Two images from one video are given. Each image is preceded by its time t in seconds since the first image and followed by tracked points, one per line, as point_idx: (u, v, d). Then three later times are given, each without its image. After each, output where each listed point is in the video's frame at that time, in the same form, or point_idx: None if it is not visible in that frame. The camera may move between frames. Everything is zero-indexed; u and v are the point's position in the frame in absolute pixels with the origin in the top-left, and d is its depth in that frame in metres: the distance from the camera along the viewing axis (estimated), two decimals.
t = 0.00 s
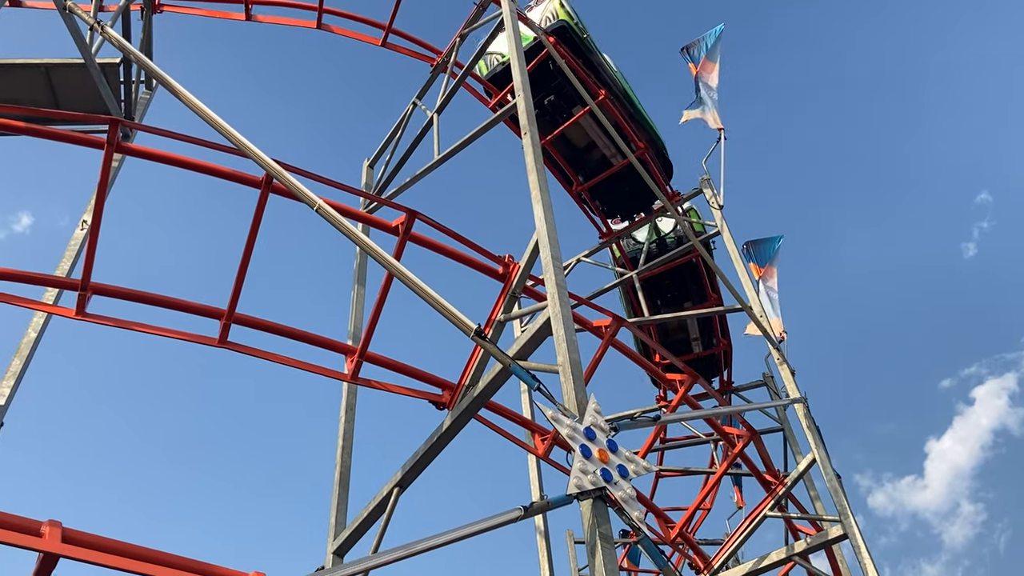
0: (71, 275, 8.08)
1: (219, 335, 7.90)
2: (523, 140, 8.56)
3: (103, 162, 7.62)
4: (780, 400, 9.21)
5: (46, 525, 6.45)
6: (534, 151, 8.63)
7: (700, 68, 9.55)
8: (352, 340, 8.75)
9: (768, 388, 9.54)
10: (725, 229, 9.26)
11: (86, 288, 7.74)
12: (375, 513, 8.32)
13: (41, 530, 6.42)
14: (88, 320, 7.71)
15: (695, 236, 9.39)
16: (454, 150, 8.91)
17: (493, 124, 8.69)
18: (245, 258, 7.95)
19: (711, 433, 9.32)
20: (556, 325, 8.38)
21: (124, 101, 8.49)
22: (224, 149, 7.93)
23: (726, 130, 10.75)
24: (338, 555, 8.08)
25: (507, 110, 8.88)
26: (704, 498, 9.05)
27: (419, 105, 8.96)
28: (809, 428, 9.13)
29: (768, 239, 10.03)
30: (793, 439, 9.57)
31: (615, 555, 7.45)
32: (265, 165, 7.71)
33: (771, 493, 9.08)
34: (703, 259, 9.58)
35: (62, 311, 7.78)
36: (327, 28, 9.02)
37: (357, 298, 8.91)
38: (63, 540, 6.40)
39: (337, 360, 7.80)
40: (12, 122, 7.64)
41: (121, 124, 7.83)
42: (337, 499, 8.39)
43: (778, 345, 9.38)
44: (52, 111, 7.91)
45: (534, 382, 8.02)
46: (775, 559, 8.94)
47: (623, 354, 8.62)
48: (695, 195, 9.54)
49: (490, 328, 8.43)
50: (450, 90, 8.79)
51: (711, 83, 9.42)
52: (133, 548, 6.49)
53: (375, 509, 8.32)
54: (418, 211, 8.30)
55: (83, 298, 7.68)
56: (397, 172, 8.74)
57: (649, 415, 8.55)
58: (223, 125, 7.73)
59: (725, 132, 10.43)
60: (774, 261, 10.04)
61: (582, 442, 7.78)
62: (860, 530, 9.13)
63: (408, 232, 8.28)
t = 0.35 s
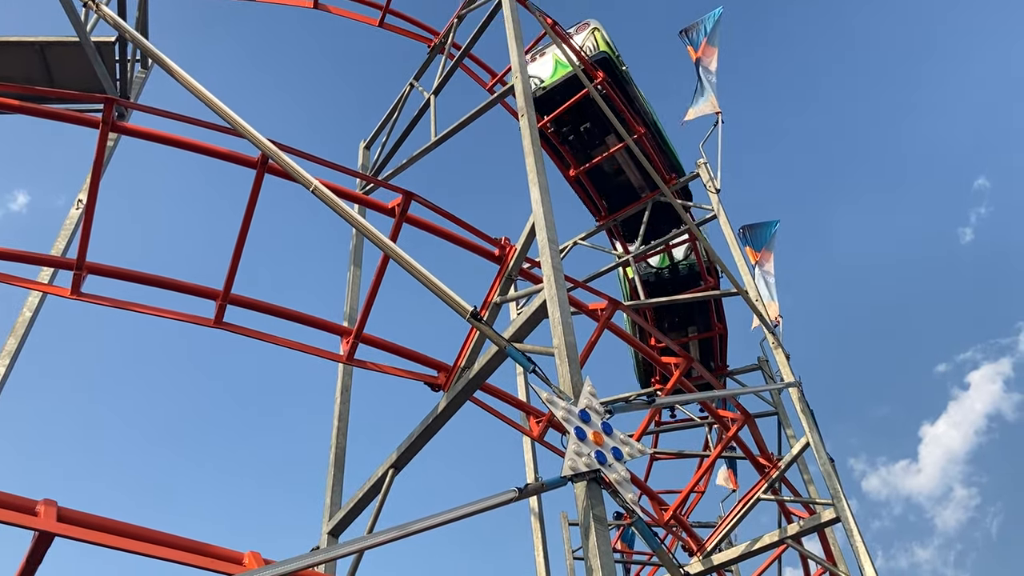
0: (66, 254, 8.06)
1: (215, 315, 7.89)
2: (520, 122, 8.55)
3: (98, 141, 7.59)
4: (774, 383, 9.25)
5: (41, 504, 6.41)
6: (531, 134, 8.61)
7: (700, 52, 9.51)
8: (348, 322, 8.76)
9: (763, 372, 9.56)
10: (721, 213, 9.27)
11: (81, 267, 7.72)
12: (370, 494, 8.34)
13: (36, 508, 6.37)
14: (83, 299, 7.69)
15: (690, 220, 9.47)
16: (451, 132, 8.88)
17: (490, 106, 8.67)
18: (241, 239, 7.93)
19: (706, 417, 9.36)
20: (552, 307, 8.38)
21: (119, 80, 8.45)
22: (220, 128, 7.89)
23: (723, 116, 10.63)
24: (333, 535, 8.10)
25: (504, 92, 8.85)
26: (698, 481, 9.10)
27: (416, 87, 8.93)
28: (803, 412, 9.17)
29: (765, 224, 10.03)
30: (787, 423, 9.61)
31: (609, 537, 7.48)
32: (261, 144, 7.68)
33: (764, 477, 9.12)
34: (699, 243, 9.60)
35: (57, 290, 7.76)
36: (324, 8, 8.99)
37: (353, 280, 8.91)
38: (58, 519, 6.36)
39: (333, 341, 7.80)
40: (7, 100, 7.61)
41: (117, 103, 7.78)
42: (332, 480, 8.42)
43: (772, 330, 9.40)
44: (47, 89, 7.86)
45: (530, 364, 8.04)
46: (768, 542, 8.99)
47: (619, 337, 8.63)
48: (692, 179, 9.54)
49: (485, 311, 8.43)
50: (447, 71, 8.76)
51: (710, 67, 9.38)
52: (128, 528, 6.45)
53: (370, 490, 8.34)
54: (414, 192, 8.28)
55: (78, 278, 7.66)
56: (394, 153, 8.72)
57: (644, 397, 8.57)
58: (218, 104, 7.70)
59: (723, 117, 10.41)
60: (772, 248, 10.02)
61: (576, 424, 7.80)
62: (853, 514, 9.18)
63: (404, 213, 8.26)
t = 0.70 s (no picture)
0: (70, 232, 8.06)
1: (219, 294, 7.91)
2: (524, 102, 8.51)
3: (101, 118, 7.57)
4: (777, 366, 9.24)
5: (47, 479, 6.45)
6: (536, 114, 8.57)
7: (705, 32, 9.44)
8: (351, 302, 8.78)
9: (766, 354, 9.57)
10: (725, 194, 9.25)
11: (85, 246, 7.73)
12: (373, 473, 8.39)
13: (42, 484, 6.42)
14: (87, 277, 7.71)
15: (695, 202, 9.39)
16: (454, 112, 8.84)
17: (494, 86, 8.62)
18: (244, 218, 7.93)
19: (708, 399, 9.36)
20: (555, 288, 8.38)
21: (123, 58, 8.43)
22: (223, 106, 7.87)
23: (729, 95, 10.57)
24: (336, 513, 8.16)
25: (508, 72, 8.79)
26: (699, 462, 9.14)
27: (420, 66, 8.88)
28: (805, 394, 9.19)
29: (768, 206, 10.00)
30: (788, 405, 9.63)
31: (611, 516, 7.53)
32: (264, 123, 7.66)
33: (766, 458, 9.15)
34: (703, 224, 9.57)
35: (61, 268, 7.78)
36: None
37: (356, 260, 8.91)
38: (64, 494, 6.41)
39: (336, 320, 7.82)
40: (10, 78, 7.59)
41: (119, 80, 7.76)
42: (335, 459, 8.47)
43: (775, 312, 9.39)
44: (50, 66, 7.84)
45: (533, 344, 8.05)
46: (768, 523, 9.03)
47: (621, 318, 8.63)
48: (696, 160, 9.51)
49: (489, 291, 8.43)
50: (450, 51, 8.70)
51: (715, 47, 9.33)
52: (133, 504, 6.49)
53: (372, 469, 8.39)
54: (418, 173, 8.26)
55: (82, 256, 7.67)
56: (397, 133, 8.69)
57: (647, 378, 8.58)
58: (221, 82, 7.67)
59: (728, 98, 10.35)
60: (774, 230, 10.00)
61: (579, 404, 7.82)
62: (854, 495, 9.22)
63: (408, 193, 8.25)
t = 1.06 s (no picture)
0: (80, 205, 8.07)
1: (229, 267, 7.92)
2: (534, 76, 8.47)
3: (111, 90, 7.57)
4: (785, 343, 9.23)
5: (61, 447, 6.57)
6: (546, 88, 8.53)
7: (716, 7, 9.35)
8: (360, 277, 8.79)
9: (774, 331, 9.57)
10: (735, 170, 9.22)
11: (96, 218, 7.74)
12: (383, 446, 8.44)
13: (57, 451, 6.54)
14: (98, 249, 7.73)
15: (705, 178, 9.38)
16: (463, 86, 8.80)
17: (503, 61, 8.57)
18: (254, 191, 7.94)
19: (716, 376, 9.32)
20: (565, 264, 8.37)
21: (132, 30, 8.40)
22: (233, 79, 7.85)
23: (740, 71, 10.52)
24: (345, 485, 8.22)
25: (518, 46, 8.74)
26: (707, 438, 9.15)
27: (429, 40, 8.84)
28: (813, 371, 9.18)
29: (779, 183, 9.96)
30: (797, 383, 9.62)
31: (619, 489, 7.56)
32: (273, 96, 7.64)
33: (774, 435, 9.16)
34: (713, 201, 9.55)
35: (73, 240, 7.80)
36: None
37: (365, 236, 8.92)
38: (78, 462, 6.53)
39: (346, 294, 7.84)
40: (19, 49, 7.58)
41: (129, 52, 7.74)
42: (345, 432, 8.51)
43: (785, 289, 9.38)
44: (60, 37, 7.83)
45: (542, 319, 8.05)
46: (776, 499, 9.06)
47: (630, 294, 8.62)
48: (707, 136, 9.47)
49: (498, 266, 8.42)
50: (460, 24, 8.65)
51: (725, 22, 9.26)
52: (148, 472, 6.64)
53: (382, 443, 8.44)
54: (428, 147, 8.23)
55: (92, 228, 7.69)
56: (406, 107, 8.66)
57: (656, 353, 8.56)
58: (231, 54, 7.65)
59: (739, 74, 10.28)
60: (784, 208, 9.96)
61: (587, 378, 7.84)
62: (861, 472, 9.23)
63: (417, 167, 8.23)
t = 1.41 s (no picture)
0: (97, 174, 8.08)
1: (246, 237, 7.93)
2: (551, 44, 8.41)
3: (127, 58, 7.56)
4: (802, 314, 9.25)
5: (84, 413, 6.66)
6: (563, 57, 8.47)
7: None
8: (376, 248, 8.80)
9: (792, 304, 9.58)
10: (753, 142, 9.20)
11: (113, 187, 7.75)
12: (399, 416, 8.48)
13: (79, 417, 6.64)
14: (116, 218, 7.74)
15: (723, 147, 9.59)
16: (478, 55, 8.74)
17: (519, 30, 8.51)
18: (271, 160, 7.93)
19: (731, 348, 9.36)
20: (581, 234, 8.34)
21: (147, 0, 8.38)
22: (250, 47, 7.82)
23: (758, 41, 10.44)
24: (362, 454, 8.30)
25: (534, 15, 8.67)
26: (722, 410, 9.16)
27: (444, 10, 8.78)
28: (829, 342, 9.16)
29: (796, 154, 9.89)
30: (812, 355, 9.61)
31: (635, 458, 7.59)
32: (290, 64, 7.61)
33: (789, 407, 9.16)
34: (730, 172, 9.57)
35: (91, 209, 7.82)
36: None
37: (380, 207, 8.91)
38: (101, 428, 6.64)
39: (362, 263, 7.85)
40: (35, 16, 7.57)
41: (145, 20, 7.72)
42: (361, 401, 8.56)
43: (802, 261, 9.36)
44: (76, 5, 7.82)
45: (558, 290, 8.04)
46: (791, 470, 9.08)
47: (647, 265, 8.60)
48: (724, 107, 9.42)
49: (514, 237, 8.39)
50: None
51: None
52: (168, 438, 6.71)
53: (398, 413, 8.48)
54: (443, 116, 8.19)
55: (110, 197, 7.70)
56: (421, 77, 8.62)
57: (672, 324, 8.50)
58: (247, 22, 7.62)
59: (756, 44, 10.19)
60: (802, 178, 9.88)
61: (604, 348, 7.85)
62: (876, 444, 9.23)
63: (434, 137, 8.20)
